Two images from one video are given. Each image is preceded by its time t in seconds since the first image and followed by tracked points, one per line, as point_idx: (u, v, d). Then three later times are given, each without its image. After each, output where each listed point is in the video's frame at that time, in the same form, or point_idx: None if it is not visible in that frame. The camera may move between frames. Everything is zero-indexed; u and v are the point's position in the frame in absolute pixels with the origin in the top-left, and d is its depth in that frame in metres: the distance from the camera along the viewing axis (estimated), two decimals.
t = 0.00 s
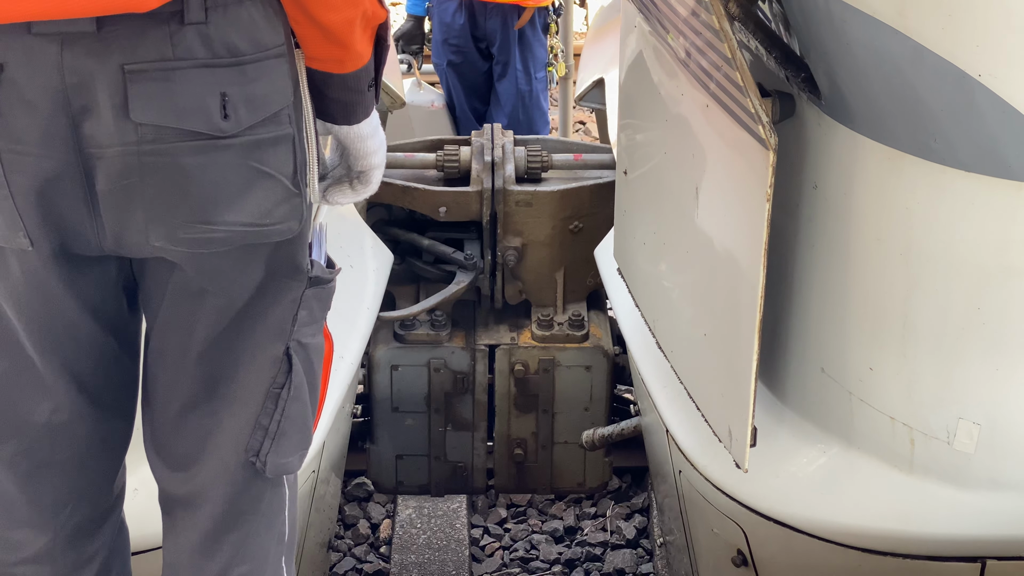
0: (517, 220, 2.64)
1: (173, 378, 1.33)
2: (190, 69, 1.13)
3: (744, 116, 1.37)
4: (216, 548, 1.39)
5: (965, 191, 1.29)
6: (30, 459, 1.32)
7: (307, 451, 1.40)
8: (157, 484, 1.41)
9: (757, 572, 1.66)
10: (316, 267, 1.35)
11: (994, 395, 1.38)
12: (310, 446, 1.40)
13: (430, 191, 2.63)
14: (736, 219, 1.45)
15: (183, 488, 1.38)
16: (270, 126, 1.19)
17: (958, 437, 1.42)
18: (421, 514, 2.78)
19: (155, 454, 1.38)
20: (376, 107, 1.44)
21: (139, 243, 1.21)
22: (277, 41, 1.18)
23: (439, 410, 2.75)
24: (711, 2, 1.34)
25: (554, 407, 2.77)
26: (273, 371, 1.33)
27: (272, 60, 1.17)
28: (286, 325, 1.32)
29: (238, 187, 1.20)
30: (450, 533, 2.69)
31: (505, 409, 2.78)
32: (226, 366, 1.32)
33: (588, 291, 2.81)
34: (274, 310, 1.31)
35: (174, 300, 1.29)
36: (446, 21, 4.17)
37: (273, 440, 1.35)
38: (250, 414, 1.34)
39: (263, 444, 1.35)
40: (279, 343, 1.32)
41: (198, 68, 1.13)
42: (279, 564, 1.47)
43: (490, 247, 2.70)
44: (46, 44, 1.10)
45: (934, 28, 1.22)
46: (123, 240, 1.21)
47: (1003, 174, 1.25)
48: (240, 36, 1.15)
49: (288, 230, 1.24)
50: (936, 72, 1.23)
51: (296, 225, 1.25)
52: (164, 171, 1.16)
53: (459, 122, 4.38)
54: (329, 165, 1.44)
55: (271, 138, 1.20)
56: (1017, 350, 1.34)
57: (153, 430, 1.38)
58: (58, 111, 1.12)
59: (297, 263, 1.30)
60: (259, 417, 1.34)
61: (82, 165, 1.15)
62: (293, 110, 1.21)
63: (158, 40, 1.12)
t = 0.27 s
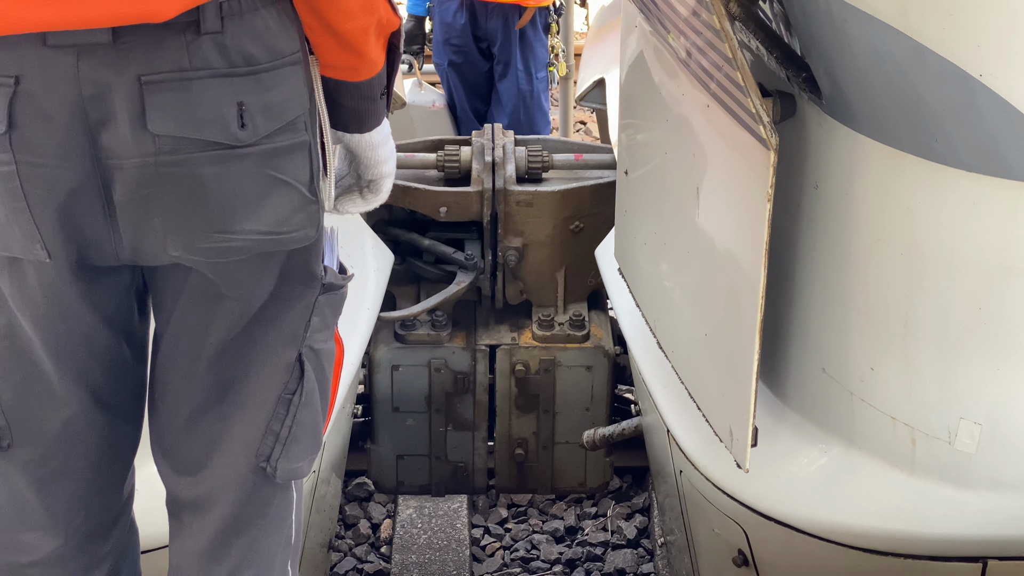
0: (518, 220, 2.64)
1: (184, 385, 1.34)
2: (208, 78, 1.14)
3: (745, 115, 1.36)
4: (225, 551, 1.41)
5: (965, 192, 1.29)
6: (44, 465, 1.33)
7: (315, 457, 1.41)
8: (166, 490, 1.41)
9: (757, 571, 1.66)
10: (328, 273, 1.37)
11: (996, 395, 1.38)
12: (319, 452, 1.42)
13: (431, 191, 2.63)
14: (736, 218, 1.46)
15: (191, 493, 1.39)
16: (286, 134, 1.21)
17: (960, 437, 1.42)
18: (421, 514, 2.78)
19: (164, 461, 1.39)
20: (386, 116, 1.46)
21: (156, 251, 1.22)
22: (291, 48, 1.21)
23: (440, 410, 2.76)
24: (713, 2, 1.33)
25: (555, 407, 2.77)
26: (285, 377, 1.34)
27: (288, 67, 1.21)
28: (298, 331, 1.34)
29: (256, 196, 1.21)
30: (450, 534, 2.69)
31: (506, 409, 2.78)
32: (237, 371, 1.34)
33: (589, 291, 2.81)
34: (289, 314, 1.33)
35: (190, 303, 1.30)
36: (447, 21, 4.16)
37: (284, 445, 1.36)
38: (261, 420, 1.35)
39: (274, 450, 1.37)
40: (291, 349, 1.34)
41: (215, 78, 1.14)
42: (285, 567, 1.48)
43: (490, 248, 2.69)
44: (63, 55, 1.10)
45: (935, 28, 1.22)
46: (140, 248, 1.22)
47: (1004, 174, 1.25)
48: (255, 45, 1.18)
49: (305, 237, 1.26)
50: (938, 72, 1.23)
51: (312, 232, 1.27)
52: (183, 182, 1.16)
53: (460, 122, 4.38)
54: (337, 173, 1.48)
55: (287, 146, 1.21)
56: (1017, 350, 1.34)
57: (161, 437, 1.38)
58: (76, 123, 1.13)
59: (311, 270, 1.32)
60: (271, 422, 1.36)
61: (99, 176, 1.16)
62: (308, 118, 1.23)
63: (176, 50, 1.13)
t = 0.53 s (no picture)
0: (519, 220, 2.64)
1: (191, 391, 1.35)
2: (215, 88, 1.14)
3: (745, 115, 1.36)
4: (229, 557, 1.41)
5: (967, 192, 1.29)
6: (48, 468, 1.34)
7: (321, 463, 1.43)
8: (172, 494, 1.42)
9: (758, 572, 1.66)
10: (338, 282, 1.38)
11: (998, 396, 1.37)
12: (324, 458, 1.43)
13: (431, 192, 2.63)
14: (737, 217, 1.45)
15: (198, 498, 1.39)
16: (295, 143, 1.21)
17: (962, 438, 1.42)
18: (422, 515, 2.77)
19: (169, 464, 1.40)
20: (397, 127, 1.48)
21: (163, 260, 1.22)
22: (302, 57, 1.21)
23: (440, 411, 2.75)
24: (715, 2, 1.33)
25: (556, 407, 2.76)
26: (291, 385, 1.35)
27: (298, 76, 1.21)
28: (305, 339, 1.34)
29: (264, 206, 1.21)
30: (451, 534, 2.68)
31: (507, 409, 2.78)
32: (244, 378, 1.34)
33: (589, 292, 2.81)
34: (295, 323, 1.33)
35: (197, 309, 1.31)
36: (447, 21, 4.16)
37: (289, 453, 1.37)
38: (267, 428, 1.35)
39: (279, 458, 1.37)
40: (299, 357, 1.34)
41: (224, 88, 1.14)
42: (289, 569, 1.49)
43: (491, 249, 2.70)
44: (72, 64, 1.12)
45: (936, 28, 1.22)
46: (147, 256, 1.22)
47: (1005, 173, 1.24)
48: (264, 54, 1.18)
49: (312, 246, 1.26)
50: (940, 72, 1.23)
51: (321, 242, 1.27)
52: (191, 190, 1.16)
53: (461, 123, 4.38)
54: (348, 184, 1.48)
55: (296, 155, 1.21)
56: (1019, 351, 1.33)
57: (167, 440, 1.39)
58: (83, 131, 1.14)
59: (320, 279, 1.32)
60: (277, 430, 1.36)
61: (106, 183, 1.17)
62: (318, 127, 1.23)
63: (184, 58, 1.13)
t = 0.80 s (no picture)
0: (522, 222, 2.64)
1: (196, 396, 1.37)
2: (223, 97, 1.16)
3: (752, 116, 1.36)
4: (231, 564, 1.43)
5: (974, 193, 1.28)
6: (51, 473, 1.36)
7: (325, 469, 1.45)
8: (175, 499, 1.44)
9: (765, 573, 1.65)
10: (344, 291, 1.39)
11: (1006, 397, 1.36)
12: (329, 465, 1.46)
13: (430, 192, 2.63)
14: (745, 217, 1.44)
15: (201, 503, 1.42)
16: (303, 152, 1.23)
17: (969, 439, 1.41)
18: (422, 516, 2.76)
19: (171, 469, 1.42)
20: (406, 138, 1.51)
21: (170, 268, 1.25)
22: (309, 66, 1.24)
23: (439, 412, 2.74)
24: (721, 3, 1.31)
25: (559, 408, 2.76)
26: (297, 394, 1.37)
27: (306, 85, 1.23)
28: (311, 348, 1.36)
29: (271, 215, 1.23)
30: (450, 535, 2.68)
31: (510, 410, 2.77)
32: (248, 385, 1.36)
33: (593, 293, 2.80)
34: (300, 333, 1.35)
35: (202, 317, 1.33)
36: (446, 22, 4.16)
37: (294, 460, 1.39)
38: (272, 435, 1.38)
39: (283, 465, 1.39)
40: (304, 365, 1.36)
41: (231, 97, 1.16)
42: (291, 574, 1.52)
43: (491, 250, 2.71)
44: (79, 71, 1.14)
45: (943, 28, 1.21)
46: (153, 263, 1.25)
47: (1013, 174, 1.24)
48: (273, 64, 1.20)
49: (318, 256, 1.29)
50: (947, 73, 1.22)
51: (327, 251, 1.30)
52: (197, 200, 1.19)
53: (460, 124, 4.36)
54: (358, 197, 1.54)
55: (303, 165, 1.24)
56: None
57: (171, 447, 1.41)
58: (90, 139, 1.16)
59: (325, 289, 1.33)
60: (282, 437, 1.38)
61: (113, 192, 1.19)
62: (325, 136, 1.25)
63: (191, 67, 1.16)
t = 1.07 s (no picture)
0: (531, 222, 2.62)
1: (197, 400, 1.38)
2: (228, 102, 1.18)
3: (769, 115, 1.34)
4: (231, 567, 1.46)
5: (990, 191, 1.26)
6: (50, 478, 1.37)
7: (326, 472, 1.48)
8: (173, 503, 1.46)
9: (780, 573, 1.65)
10: (345, 294, 1.40)
11: None
12: (329, 467, 1.48)
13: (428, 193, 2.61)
14: (762, 216, 1.43)
15: (201, 508, 1.44)
16: (306, 156, 1.26)
17: (985, 438, 1.39)
18: (420, 517, 2.76)
19: (173, 474, 1.44)
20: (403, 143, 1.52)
21: (172, 274, 1.26)
22: (311, 70, 1.26)
23: (439, 413, 2.73)
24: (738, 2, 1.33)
25: (569, 408, 2.75)
26: (297, 398, 1.39)
27: (308, 89, 1.25)
28: (312, 351, 1.38)
29: (275, 219, 1.25)
30: (449, 536, 2.69)
31: (520, 411, 2.75)
32: (248, 389, 1.38)
33: (602, 293, 2.78)
34: (300, 337, 1.36)
35: (202, 321, 1.34)
36: (443, 23, 4.14)
37: (295, 464, 1.42)
38: (273, 439, 1.41)
39: (284, 469, 1.42)
40: (305, 369, 1.38)
41: (236, 102, 1.19)
42: None
43: (488, 252, 2.68)
44: (81, 78, 1.16)
45: (961, 26, 1.20)
46: (155, 270, 1.26)
47: None
48: (275, 69, 1.22)
49: (321, 259, 1.31)
50: (966, 72, 1.21)
51: (329, 255, 1.31)
52: (200, 206, 1.21)
53: (457, 125, 4.36)
54: (352, 203, 1.53)
55: (307, 169, 1.26)
56: None
57: (171, 451, 1.43)
58: (93, 146, 1.18)
59: (326, 291, 1.35)
60: (283, 442, 1.41)
61: (116, 199, 1.21)
62: (327, 140, 1.28)
63: (195, 72, 1.18)
